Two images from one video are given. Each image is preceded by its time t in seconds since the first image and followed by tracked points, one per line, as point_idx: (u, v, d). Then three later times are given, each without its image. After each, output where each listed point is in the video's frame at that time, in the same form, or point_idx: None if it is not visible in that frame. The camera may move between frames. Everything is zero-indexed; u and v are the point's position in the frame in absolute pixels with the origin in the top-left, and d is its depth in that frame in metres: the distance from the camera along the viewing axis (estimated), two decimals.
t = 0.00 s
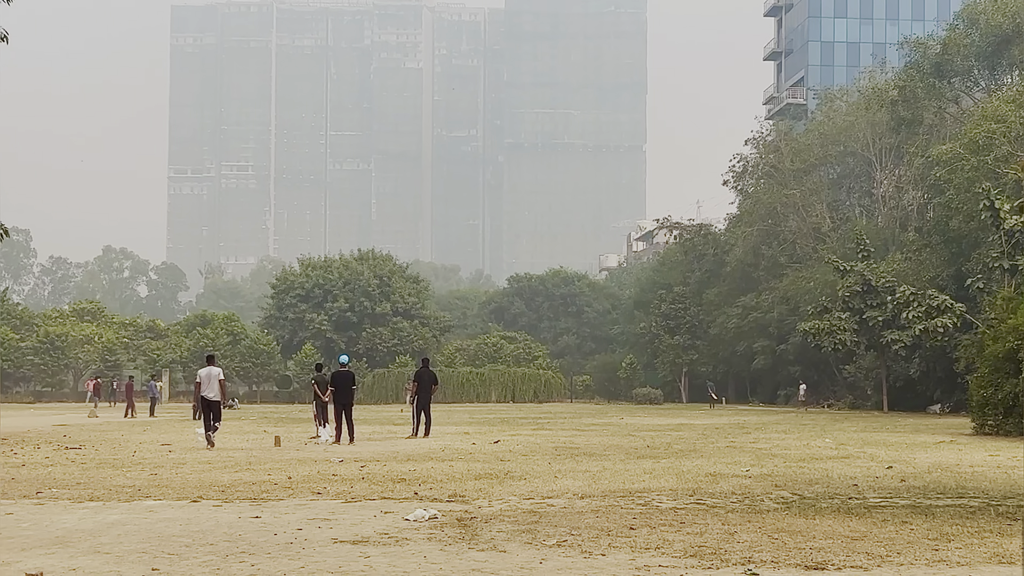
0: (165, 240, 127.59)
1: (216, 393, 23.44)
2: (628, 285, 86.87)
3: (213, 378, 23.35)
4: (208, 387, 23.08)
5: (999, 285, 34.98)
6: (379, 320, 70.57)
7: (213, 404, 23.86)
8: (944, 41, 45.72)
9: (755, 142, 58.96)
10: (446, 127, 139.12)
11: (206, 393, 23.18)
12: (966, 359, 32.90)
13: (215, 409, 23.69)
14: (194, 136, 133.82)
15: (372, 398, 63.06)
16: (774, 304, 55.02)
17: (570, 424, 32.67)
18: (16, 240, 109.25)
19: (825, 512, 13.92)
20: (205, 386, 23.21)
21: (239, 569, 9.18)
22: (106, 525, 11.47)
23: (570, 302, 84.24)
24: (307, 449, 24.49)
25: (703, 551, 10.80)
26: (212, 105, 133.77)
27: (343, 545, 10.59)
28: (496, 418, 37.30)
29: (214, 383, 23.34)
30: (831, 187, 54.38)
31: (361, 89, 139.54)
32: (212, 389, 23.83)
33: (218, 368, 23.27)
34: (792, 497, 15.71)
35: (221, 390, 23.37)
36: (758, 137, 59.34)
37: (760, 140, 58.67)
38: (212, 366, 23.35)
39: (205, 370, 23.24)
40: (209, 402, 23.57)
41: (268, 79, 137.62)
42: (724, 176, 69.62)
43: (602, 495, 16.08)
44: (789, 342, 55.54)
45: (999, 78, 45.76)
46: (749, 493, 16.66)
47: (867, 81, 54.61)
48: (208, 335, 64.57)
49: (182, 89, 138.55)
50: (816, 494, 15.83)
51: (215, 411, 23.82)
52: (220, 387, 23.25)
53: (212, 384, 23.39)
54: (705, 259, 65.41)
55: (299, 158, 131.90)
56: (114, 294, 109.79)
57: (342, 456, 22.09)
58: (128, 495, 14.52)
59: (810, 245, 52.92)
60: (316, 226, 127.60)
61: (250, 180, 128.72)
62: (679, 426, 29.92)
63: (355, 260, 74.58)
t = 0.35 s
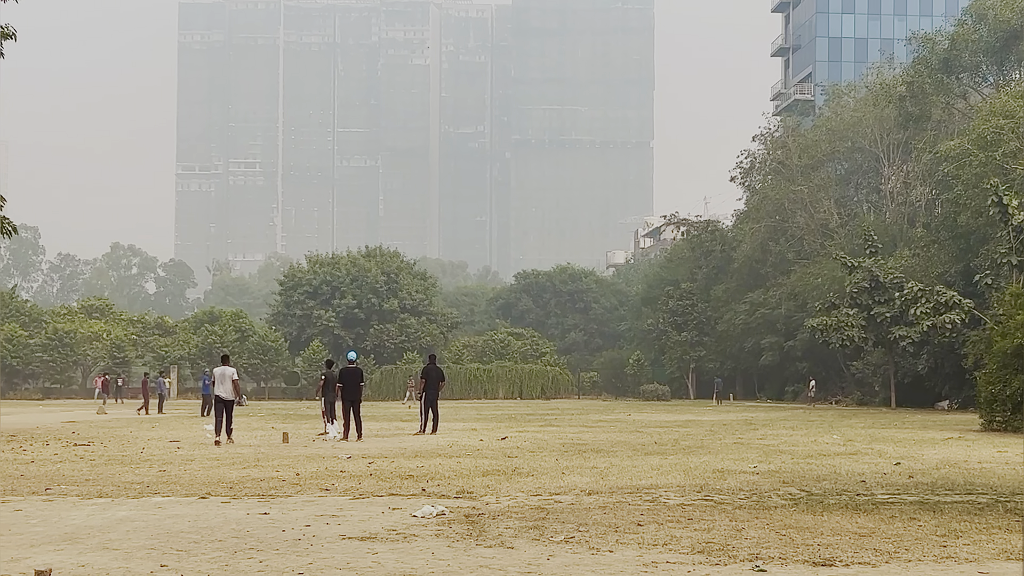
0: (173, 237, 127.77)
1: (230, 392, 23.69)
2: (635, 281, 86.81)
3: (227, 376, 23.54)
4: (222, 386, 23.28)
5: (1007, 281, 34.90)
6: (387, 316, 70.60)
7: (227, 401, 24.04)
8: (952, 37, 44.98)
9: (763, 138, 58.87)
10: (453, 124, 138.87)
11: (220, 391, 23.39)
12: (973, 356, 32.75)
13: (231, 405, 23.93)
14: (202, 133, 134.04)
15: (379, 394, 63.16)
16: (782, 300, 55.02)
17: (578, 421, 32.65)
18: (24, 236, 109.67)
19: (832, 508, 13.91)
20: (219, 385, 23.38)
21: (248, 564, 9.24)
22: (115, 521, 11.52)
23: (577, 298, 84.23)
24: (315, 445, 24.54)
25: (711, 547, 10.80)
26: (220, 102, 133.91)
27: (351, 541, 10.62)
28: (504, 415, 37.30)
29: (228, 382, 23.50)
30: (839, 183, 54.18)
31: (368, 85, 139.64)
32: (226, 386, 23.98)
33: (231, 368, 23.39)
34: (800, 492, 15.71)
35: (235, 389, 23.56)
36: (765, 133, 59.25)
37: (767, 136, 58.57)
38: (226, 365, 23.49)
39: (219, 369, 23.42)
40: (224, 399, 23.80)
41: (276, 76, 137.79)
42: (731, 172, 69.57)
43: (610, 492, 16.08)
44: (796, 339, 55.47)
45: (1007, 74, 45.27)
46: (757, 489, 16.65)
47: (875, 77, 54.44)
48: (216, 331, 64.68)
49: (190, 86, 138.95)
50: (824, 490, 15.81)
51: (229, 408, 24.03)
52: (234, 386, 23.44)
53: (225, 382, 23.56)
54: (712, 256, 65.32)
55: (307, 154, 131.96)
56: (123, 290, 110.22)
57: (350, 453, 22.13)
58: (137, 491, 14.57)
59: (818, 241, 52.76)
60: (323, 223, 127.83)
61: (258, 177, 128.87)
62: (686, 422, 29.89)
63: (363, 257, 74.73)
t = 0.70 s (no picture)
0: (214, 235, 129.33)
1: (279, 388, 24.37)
2: (673, 275, 86.52)
3: (276, 370, 24.22)
4: (271, 382, 23.92)
5: None
6: (425, 312, 70.93)
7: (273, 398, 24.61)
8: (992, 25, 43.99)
9: (801, 129, 58.34)
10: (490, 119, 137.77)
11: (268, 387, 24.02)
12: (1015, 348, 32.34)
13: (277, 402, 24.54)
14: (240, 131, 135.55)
15: (418, 390, 63.49)
16: (821, 292, 54.53)
17: (617, 415, 32.67)
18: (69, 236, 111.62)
19: (873, 501, 13.81)
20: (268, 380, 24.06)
21: (290, 560, 9.39)
22: (159, 517, 11.74)
23: (614, 292, 84.00)
24: (356, 441, 24.79)
25: (751, 540, 10.80)
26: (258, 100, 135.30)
27: (393, 535, 10.76)
28: (542, 410, 37.38)
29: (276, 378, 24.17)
30: (878, 174, 53.37)
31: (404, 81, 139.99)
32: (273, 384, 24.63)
33: (280, 364, 24.14)
34: (840, 486, 15.62)
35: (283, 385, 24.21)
36: (803, 124, 58.73)
37: (805, 127, 58.05)
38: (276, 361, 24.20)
39: (268, 364, 24.08)
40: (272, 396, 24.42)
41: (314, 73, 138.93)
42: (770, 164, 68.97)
43: (649, 485, 16.09)
44: (835, 331, 54.97)
45: None
46: (796, 482, 16.58)
47: (914, 66, 53.79)
48: (257, 329, 65.40)
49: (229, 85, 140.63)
50: (864, 483, 15.71)
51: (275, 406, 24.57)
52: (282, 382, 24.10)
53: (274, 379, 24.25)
54: (750, 248, 64.80)
55: (345, 152, 132.91)
56: (164, 289, 111.90)
57: (390, 448, 22.34)
58: (180, 487, 14.83)
59: (857, 232, 52.19)
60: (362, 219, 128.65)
61: (297, 174, 130.04)
62: (726, 415, 29.81)
63: (401, 253, 75.01)
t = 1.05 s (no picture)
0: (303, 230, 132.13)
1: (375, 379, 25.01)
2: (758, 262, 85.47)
3: (370, 362, 24.85)
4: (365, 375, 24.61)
5: None
6: (510, 304, 71.34)
7: (367, 390, 25.31)
8: None
9: (888, 112, 56.99)
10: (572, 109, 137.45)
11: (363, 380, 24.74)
12: None
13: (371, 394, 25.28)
14: (326, 127, 137.95)
15: (503, 382, 63.92)
16: (910, 278, 53.32)
17: (703, 403, 32.57)
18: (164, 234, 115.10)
19: (967, 490, 13.58)
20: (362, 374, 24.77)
21: (381, 549, 9.61)
22: (254, 507, 12.19)
23: (699, 281, 83.22)
24: (443, 432, 25.18)
25: (841, 530, 10.78)
26: (344, 96, 137.45)
27: (482, 524, 11.01)
28: (628, 399, 37.40)
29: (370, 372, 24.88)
30: (966, 158, 51.66)
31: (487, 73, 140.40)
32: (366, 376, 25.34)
33: (373, 358, 24.81)
34: (933, 474, 15.38)
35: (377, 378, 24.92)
36: (890, 107, 57.38)
37: (892, 110, 56.68)
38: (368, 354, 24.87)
39: (361, 357, 24.71)
40: (366, 388, 25.15)
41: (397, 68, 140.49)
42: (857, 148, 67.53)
43: (737, 474, 16.07)
44: (926, 317, 53.86)
45: None
46: (888, 470, 16.37)
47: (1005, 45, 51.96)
48: (346, 322, 66.65)
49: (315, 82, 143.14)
50: (958, 471, 15.44)
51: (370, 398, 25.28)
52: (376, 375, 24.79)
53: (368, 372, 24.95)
54: (837, 234, 63.56)
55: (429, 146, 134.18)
56: (255, 284, 115.25)
57: (478, 438, 22.68)
58: (274, 478, 15.33)
59: (947, 216, 51.23)
60: (446, 211, 129.74)
61: (382, 169, 132.08)
62: (814, 403, 29.48)
63: (486, 245, 75.47)
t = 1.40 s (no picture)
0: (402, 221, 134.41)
1: (479, 368, 25.39)
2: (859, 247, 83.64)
3: (474, 353, 25.23)
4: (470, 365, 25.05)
5: None
6: (607, 292, 71.28)
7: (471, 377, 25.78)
8: None
9: (993, 93, 55.20)
10: (668, 95, 134.47)
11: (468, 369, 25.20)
12: None
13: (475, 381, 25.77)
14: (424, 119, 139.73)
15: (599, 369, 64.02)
16: (1017, 262, 51.51)
17: (802, 391, 32.20)
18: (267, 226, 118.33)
19: None
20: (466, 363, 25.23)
21: (481, 535, 9.75)
22: (356, 494, 12.58)
23: (797, 268, 81.75)
24: (540, 420, 25.44)
25: (947, 519, 10.65)
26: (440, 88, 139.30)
27: (579, 512, 11.18)
28: (726, 387, 37.13)
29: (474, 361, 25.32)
30: None
31: (581, 60, 139.99)
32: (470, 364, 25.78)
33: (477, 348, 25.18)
34: None
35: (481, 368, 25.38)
36: (995, 87, 55.51)
37: (997, 90, 54.82)
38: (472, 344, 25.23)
39: (466, 347, 25.07)
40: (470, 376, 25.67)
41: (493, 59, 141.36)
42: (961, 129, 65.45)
43: (837, 463, 15.95)
44: None
45: None
46: (994, 460, 16.00)
47: None
48: (444, 311, 67.52)
49: (412, 74, 145.18)
50: None
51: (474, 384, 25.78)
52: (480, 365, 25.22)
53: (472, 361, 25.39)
54: (940, 217, 61.60)
55: (524, 136, 134.80)
56: (356, 274, 116.15)
57: (575, 425, 22.91)
58: (375, 465, 15.78)
59: None
60: (542, 200, 130.10)
61: (479, 159, 133.45)
62: (917, 390, 28.86)
63: (581, 233, 75.51)
